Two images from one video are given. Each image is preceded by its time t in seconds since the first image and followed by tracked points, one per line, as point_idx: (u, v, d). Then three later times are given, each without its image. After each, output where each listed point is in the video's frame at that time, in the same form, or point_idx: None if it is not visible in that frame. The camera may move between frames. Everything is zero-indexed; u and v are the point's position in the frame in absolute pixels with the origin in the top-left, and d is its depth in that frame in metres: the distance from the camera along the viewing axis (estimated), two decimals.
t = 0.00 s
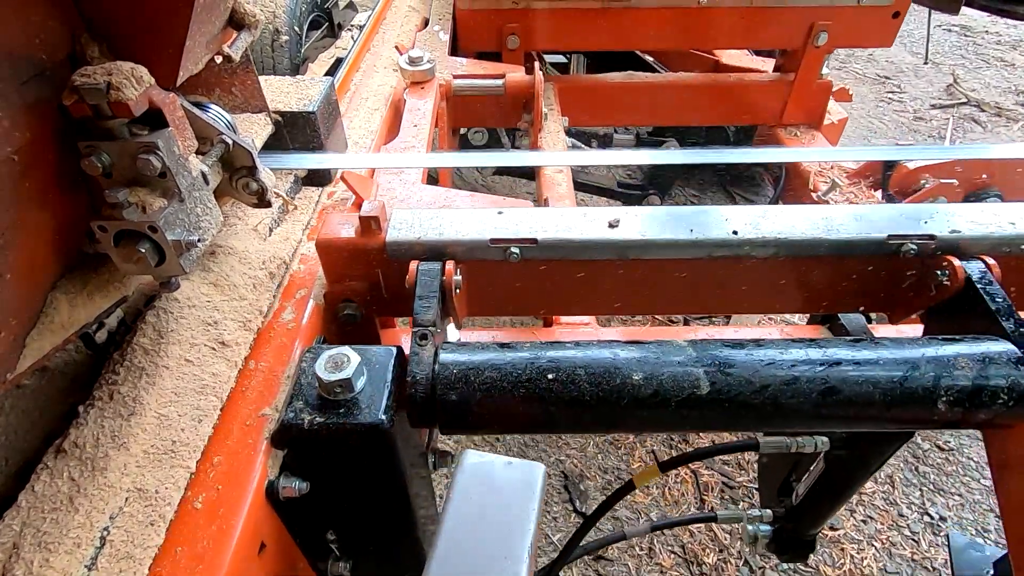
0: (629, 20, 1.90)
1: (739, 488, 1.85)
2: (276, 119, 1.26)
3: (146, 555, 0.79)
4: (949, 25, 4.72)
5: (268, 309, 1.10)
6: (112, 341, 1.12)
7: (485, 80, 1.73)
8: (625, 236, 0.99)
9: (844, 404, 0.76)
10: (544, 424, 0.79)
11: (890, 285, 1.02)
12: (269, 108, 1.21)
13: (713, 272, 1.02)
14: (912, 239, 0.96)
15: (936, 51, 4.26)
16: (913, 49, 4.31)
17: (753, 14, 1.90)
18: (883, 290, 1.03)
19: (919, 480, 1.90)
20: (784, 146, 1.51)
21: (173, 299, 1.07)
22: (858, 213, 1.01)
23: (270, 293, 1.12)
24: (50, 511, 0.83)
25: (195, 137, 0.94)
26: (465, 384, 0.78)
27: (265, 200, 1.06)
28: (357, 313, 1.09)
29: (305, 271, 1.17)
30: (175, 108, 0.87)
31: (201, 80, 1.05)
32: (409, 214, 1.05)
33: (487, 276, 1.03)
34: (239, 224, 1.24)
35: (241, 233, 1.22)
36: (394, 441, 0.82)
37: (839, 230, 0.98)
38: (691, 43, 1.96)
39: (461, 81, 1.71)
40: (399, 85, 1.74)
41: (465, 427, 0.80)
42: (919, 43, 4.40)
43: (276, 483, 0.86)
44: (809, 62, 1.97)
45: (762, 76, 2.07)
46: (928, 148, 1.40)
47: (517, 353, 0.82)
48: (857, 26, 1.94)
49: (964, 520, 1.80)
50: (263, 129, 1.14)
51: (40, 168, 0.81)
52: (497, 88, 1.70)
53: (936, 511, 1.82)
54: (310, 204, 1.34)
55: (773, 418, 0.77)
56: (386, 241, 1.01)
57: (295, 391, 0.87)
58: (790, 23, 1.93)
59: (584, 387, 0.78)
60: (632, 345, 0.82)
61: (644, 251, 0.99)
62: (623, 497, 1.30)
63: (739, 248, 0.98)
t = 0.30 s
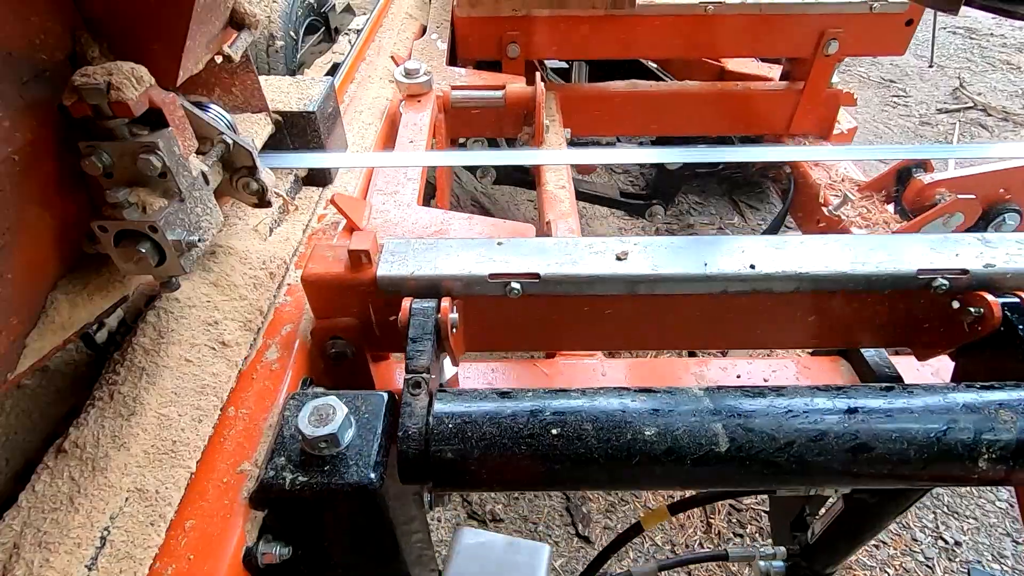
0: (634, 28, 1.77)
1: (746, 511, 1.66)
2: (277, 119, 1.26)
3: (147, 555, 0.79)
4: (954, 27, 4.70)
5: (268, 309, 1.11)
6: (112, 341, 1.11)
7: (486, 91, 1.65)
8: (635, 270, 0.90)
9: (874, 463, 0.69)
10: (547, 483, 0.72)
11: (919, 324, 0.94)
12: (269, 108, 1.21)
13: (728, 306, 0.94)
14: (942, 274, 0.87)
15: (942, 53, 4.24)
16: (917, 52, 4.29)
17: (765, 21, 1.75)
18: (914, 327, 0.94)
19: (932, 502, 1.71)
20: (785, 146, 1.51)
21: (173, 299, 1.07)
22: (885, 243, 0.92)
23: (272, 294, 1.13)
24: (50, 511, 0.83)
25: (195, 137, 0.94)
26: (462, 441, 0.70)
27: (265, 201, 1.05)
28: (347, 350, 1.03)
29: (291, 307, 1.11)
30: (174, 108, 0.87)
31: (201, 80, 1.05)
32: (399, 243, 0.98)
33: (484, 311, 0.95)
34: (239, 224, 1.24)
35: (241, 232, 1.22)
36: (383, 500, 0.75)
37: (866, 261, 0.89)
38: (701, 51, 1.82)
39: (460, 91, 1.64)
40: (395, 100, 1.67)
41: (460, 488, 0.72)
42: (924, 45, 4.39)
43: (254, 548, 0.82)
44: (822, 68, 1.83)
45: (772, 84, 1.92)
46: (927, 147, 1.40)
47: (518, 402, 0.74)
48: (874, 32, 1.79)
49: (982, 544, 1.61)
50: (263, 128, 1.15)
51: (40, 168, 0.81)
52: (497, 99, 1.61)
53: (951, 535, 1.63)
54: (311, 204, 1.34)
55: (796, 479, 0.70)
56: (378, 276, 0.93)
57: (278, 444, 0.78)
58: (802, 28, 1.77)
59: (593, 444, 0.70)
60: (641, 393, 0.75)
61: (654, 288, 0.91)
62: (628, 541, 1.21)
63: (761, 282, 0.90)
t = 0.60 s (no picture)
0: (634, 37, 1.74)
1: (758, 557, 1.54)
2: (277, 119, 1.26)
3: (146, 555, 0.79)
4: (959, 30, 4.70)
5: (268, 309, 1.11)
6: (112, 341, 1.11)
7: (484, 102, 1.63)
8: (643, 307, 0.81)
9: (912, 526, 0.64)
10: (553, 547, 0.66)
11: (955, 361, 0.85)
12: (270, 107, 1.21)
13: (753, 346, 0.84)
14: (976, 310, 0.79)
15: (946, 56, 4.24)
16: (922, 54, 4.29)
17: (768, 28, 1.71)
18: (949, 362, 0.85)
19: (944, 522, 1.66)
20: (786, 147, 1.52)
21: (173, 299, 1.06)
22: (909, 275, 0.84)
23: (271, 294, 1.13)
24: (50, 510, 0.83)
25: (195, 136, 0.94)
26: (457, 503, 0.65)
27: (265, 201, 1.05)
28: (336, 390, 0.94)
29: (277, 342, 1.05)
30: (174, 108, 0.87)
31: (201, 80, 1.05)
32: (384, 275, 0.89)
33: (479, 351, 0.85)
34: (239, 224, 1.24)
35: (241, 232, 1.22)
36: (372, 567, 0.66)
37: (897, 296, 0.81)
38: (702, 60, 1.79)
39: (458, 102, 1.62)
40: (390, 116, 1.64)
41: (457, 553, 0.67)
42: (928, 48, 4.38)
43: None
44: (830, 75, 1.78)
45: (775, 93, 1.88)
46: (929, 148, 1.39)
47: (518, 458, 0.69)
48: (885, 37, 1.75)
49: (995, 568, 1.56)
50: (263, 129, 1.14)
51: (41, 168, 0.81)
52: (496, 110, 1.61)
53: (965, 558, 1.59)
54: (310, 203, 1.34)
55: (825, 543, 0.65)
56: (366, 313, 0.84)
57: (256, 505, 0.69)
58: (812, 35, 1.73)
59: (600, 508, 0.65)
60: (654, 445, 0.70)
61: (669, 325, 0.81)
62: None
63: (788, 320, 0.81)
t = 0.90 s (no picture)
0: (638, 43, 1.70)
1: None
2: (277, 119, 1.26)
3: (146, 556, 0.79)
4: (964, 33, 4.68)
5: (268, 309, 1.11)
6: (112, 341, 1.10)
7: (483, 113, 1.60)
8: (655, 347, 0.75)
9: None
10: None
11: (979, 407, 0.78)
12: (269, 107, 1.21)
13: (773, 387, 0.78)
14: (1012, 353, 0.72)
15: (951, 58, 4.23)
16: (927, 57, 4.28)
17: (776, 40, 1.68)
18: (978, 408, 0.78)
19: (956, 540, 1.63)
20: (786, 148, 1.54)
21: (174, 299, 1.07)
22: (938, 311, 0.78)
23: (270, 294, 1.13)
24: (50, 511, 0.83)
25: (195, 137, 0.94)
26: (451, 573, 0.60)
27: (265, 201, 1.05)
28: (324, 433, 0.88)
29: (262, 382, 0.98)
30: (175, 108, 0.87)
31: (201, 80, 1.05)
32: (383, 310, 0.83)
33: (481, 394, 0.79)
34: (239, 224, 1.24)
35: (241, 232, 1.22)
36: None
37: (924, 341, 0.74)
38: (706, 68, 1.75)
39: (456, 114, 1.59)
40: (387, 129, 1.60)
41: None
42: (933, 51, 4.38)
43: None
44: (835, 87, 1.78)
45: (783, 103, 1.87)
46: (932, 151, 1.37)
47: (518, 519, 0.64)
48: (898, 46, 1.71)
49: None
50: (263, 129, 1.14)
51: (41, 168, 0.81)
52: (496, 122, 1.57)
53: None
54: (311, 203, 1.34)
55: None
56: (358, 354, 0.78)
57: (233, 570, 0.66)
58: (823, 44, 1.70)
59: None
60: (672, 505, 0.65)
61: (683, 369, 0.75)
62: None
63: (812, 363, 0.74)
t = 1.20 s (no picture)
0: (637, 53, 1.66)
1: None
2: (277, 120, 1.26)
3: (146, 556, 0.79)
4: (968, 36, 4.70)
5: (268, 309, 1.11)
6: (112, 342, 1.10)
7: (481, 126, 1.53)
8: (667, 394, 0.71)
9: None
10: None
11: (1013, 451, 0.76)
12: (269, 108, 1.21)
13: (788, 433, 0.74)
14: None
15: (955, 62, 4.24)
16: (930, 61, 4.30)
17: (778, 47, 1.66)
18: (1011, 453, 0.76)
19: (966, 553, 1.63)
20: (789, 148, 1.54)
21: (173, 299, 1.07)
22: (971, 349, 0.76)
23: (270, 293, 1.12)
24: (50, 511, 0.83)
25: (195, 137, 0.94)
26: None
27: (265, 201, 1.05)
28: (311, 482, 0.82)
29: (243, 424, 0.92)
30: (175, 108, 0.87)
31: (201, 80, 1.05)
32: (374, 349, 0.78)
33: (480, 443, 0.75)
34: (239, 224, 1.23)
35: (241, 233, 1.21)
36: None
37: (952, 386, 0.72)
38: (709, 79, 1.72)
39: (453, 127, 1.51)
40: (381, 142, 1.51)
41: None
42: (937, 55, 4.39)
43: None
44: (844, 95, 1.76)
45: (789, 113, 1.84)
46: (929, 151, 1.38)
47: None
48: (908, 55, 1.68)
49: None
50: (263, 129, 1.15)
51: (40, 169, 0.81)
52: (495, 135, 1.49)
53: None
54: (310, 203, 1.34)
55: None
56: (345, 402, 0.73)
57: None
58: (831, 52, 1.67)
59: None
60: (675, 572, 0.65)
61: (692, 417, 0.72)
62: None
63: (827, 411, 0.71)
